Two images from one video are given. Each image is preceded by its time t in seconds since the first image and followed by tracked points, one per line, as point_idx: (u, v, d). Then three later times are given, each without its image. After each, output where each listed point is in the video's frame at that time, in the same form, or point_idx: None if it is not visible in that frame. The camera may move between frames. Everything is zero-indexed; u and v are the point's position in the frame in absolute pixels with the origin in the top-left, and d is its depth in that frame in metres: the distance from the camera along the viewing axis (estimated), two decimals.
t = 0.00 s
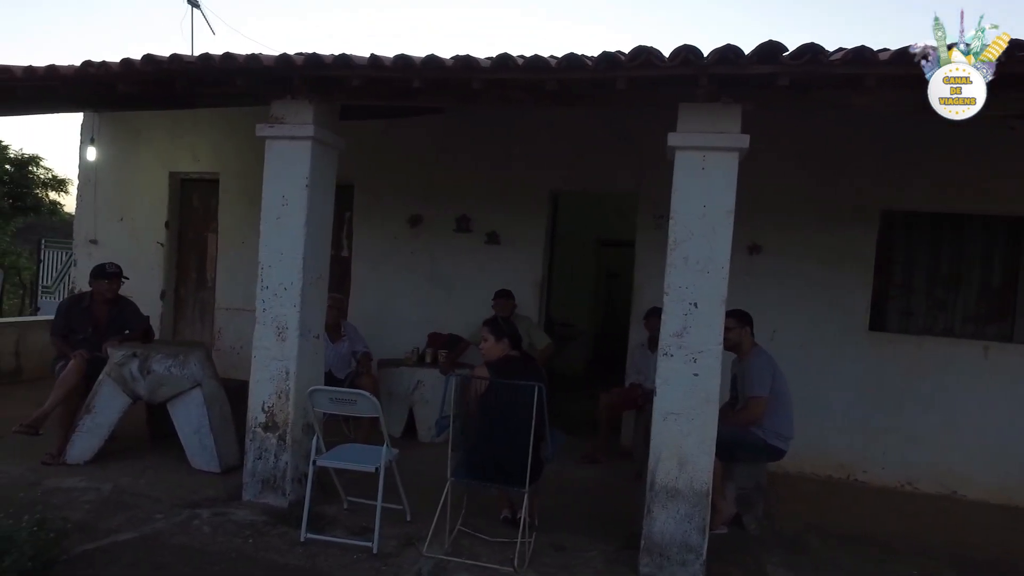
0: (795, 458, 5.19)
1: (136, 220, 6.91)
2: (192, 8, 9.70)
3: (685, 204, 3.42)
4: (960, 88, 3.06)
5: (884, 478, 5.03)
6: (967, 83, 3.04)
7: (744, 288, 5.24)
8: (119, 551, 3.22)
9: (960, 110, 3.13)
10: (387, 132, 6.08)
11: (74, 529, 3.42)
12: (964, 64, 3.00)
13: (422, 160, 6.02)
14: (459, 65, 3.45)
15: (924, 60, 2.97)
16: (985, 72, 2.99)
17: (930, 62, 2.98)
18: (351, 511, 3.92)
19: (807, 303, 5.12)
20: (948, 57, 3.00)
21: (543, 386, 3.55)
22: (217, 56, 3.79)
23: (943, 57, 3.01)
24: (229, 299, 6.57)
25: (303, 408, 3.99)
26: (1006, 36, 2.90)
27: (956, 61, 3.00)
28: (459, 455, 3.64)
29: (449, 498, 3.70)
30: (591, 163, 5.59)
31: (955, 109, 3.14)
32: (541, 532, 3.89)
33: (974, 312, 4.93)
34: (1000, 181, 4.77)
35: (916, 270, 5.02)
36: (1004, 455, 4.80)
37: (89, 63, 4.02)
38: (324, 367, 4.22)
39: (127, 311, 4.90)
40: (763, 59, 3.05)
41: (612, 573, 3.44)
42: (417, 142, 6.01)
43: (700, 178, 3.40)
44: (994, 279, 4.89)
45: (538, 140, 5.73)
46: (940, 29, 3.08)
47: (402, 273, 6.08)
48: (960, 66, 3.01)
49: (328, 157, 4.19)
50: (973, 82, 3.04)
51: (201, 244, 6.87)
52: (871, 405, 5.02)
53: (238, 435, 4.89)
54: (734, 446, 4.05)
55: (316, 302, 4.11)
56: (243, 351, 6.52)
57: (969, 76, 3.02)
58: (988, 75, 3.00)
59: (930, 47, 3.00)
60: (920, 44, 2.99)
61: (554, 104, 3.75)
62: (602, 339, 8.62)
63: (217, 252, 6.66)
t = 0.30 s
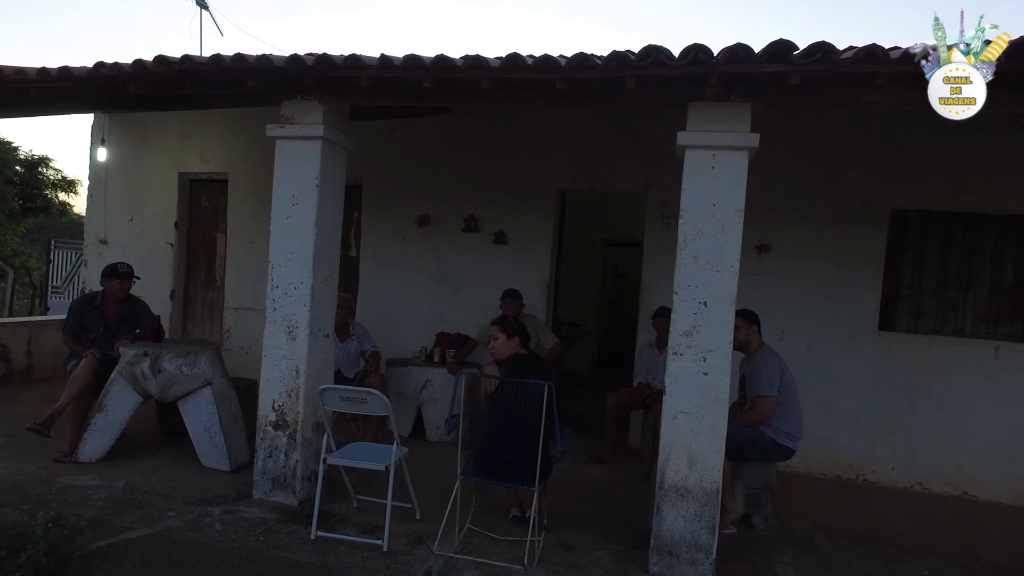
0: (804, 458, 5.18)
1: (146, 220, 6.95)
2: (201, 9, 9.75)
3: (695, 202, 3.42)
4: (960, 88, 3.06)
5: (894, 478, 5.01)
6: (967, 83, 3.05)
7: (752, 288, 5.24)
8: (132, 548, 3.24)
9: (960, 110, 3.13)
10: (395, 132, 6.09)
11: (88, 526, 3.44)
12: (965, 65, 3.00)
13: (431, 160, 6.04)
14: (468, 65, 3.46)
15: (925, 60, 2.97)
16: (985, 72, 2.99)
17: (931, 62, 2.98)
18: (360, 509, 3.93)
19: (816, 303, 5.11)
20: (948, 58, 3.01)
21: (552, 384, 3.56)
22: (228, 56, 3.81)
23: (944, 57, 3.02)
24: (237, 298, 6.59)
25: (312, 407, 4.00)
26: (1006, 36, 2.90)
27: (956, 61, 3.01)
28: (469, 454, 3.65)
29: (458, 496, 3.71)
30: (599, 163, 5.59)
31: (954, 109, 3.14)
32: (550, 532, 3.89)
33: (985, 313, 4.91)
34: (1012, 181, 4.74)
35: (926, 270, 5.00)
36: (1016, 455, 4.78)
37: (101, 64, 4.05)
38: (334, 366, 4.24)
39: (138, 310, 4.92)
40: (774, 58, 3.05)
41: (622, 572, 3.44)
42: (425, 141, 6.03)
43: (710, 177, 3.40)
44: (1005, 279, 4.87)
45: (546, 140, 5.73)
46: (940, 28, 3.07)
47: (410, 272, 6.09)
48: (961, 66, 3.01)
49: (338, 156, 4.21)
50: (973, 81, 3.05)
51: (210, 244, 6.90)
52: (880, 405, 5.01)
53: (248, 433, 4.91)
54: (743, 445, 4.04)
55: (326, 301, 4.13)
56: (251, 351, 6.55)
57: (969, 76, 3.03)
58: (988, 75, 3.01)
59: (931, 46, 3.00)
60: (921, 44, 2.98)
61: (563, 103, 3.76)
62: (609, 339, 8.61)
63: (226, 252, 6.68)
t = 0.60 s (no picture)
0: (815, 457, 5.17)
1: (157, 220, 7.01)
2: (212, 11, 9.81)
3: (705, 202, 3.42)
4: (960, 88, 3.05)
5: (905, 479, 5.00)
6: (967, 83, 3.04)
7: (762, 287, 5.24)
8: (147, 544, 3.27)
9: (960, 110, 3.13)
10: (405, 132, 6.12)
11: (103, 522, 3.48)
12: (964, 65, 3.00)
13: (440, 160, 6.05)
14: (479, 65, 3.47)
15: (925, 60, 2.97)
16: (985, 72, 3.00)
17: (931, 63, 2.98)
18: (371, 507, 3.95)
19: (827, 302, 5.10)
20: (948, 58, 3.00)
21: (562, 382, 3.56)
22: (241, 57, 3.83)
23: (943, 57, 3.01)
24: (248, 298, 6.63)
25: (324, 405, 4.02)
26: (1007, 35, 2.89)
27: (956, 61, 3.01)
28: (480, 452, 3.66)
29: (469, 495, 3.72)
30: (608, 162, 5.60)
31: (954, 110, 3.15)
32: (561, 530, 3.89)
33: (998, 313, 4.86)
34: None
35: (937, 269, 4.97)
36: None
37: (116, 66, 4.09)
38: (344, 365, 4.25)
39: (150, 309, 4.96)
40: (785, 57, 3.05)
41: (632, 572, 3.45)
42: (435, 141, 6.05)
43: (720, 177, 3.40)
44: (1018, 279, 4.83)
45: (555, 140, 5.74)
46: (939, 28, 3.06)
47: (420, 272, 6.12)
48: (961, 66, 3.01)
49: (349, 157, 4.23)
50: (973, 81, 3.03)
51: (221, 244, 6.94)
52: (891, 405, 4.99)
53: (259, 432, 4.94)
54: (753, 445, 4.03)
55: (337, 301, 4.15)
56: (262, 350, 6.59)
57: (969, 76, 3.02)
58: (988, 75, 3.01)
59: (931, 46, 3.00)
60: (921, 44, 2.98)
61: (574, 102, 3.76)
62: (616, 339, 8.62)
63: (237, 252, 6.72)
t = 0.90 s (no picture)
0: (826, 459, 5.16)
1: (170, 221, 7.06)
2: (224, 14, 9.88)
3: (716, 203, 3.42)
4: (959, 89, 3.12)
5: (917, 481, 4.97)
6: (967, 83, 3.09)
7: (773, 288, 5.22)
8: (161, 543, 3.30)
9: (960, 109, 3.19)
10: (415, 133, 6.14)
11: (118, 521, 3.51)
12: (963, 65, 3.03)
13: (450, 161, 6.08)
14: (489, 67, 3.49)
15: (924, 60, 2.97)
16: (985, 72, 3.01)
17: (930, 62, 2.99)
18: (382, 507, 3.97)
19: (838, 304, 5.08)
20: (948, 58, 3.04)
21: (572, 383, 3.57)
22: (254, 60, 3.87)
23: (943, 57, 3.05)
24: (259, 299, 6.67)
25: (335, 405, 4.04)
26: (1006, 35, 2.90)
27: (956, 61, 3.04)
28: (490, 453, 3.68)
29: (479, 495, 3.74)
30: (617, 163, 5.60)
31: (954, 109, 3.23)
32: (570, 531, 3.90)
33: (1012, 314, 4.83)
34: None
35: (950, 271, 4.94)
36: None
37: (131, 69, 4.13)
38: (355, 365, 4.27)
39: (163, 310, 5.00)
40: (796, 58, 3.05)
41: (642, 573, 3.45)
42: (445, 143, 6.07)
43: (731, 178, 3.40)
44: None
45: (566, 141, 5.75)
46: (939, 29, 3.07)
47: (429, 273, 6.14)
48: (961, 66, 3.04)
49: (360, 159, 4.25)
50: (973, 82, 3.08)
51: (232, 245, 6.98)
52: (903, 407, 4.97)
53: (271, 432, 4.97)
54: (763, 446, 4.02)
55: (348, 301, 4.17)
56: (273, 350, 6.63)
57: (969, 76, 3.05)
58: (988, 75, 3.03)
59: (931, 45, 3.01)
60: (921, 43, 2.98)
61: (584, 104, 3.77)
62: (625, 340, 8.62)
63: (248, 253, 6.76)
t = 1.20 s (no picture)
0: (838, 460, 5.13)
1: (182, 222, 7.11)
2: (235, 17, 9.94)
3: (727, 202, 3.42)
4: (960, 88, 3.10)
5: (930, 482, 4.94)
6: (967, 83, 3.08)
7: (784, 288, 5.21)
8: (174, 539, 3.32)
9: (960, 109, 3.20)
10: (425, 134, 6.16)
11: (132, 517, 3.54)
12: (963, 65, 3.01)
13: (460, 161, 6.09)
14: (500, 66, 3.49)
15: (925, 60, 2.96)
16: (985, 72, 3.02)
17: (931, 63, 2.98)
18: (392, 505, 3.98)
19: (850, 303, 5.06)
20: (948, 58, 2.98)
21: (583, 382, 3.57)
22: (266, 61, 3.89)
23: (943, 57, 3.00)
24: (270, 299, 6.70)
25: (346, 404, 4.05)
26: (1007, 35, 2.85)
27: (956, 61, 2.99)
28: (501, 452, 3.68)
29: (490, 493, 3.74)
30: (627, 163, 5.59)
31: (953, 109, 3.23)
32: (581, 531, 3.90)
33: None
34: None
35: (963, 270, 4.90)
36: None
37: (144, 70, 4.16)
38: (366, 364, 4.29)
39: (176, 309, 5.03)
40: (808, 56, 3.04)
41: (653, 572, 3.44)
42: (455, 143, 6.08)
43: (742, 177, 3.40)
44: None
45: (576, 140, 5.75)
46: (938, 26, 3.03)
47: (439, 273, 6.15)
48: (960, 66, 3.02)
49: (370, 159, 4.27)
50: (973, 81, 3.08)
51: (243, 245, 7.02)
52: (915, 407, 4.94)
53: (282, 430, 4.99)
54: (775, 446, 4.01)
55: (358, 301, 4.19)
56: (284, 350, 6.66)
57: (969, 76, 3.05)
58: (989, 74, 3.04)
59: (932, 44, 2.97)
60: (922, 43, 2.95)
61: (594, 102, 3.77)
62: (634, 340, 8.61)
63: (259, 253, 6.79)
